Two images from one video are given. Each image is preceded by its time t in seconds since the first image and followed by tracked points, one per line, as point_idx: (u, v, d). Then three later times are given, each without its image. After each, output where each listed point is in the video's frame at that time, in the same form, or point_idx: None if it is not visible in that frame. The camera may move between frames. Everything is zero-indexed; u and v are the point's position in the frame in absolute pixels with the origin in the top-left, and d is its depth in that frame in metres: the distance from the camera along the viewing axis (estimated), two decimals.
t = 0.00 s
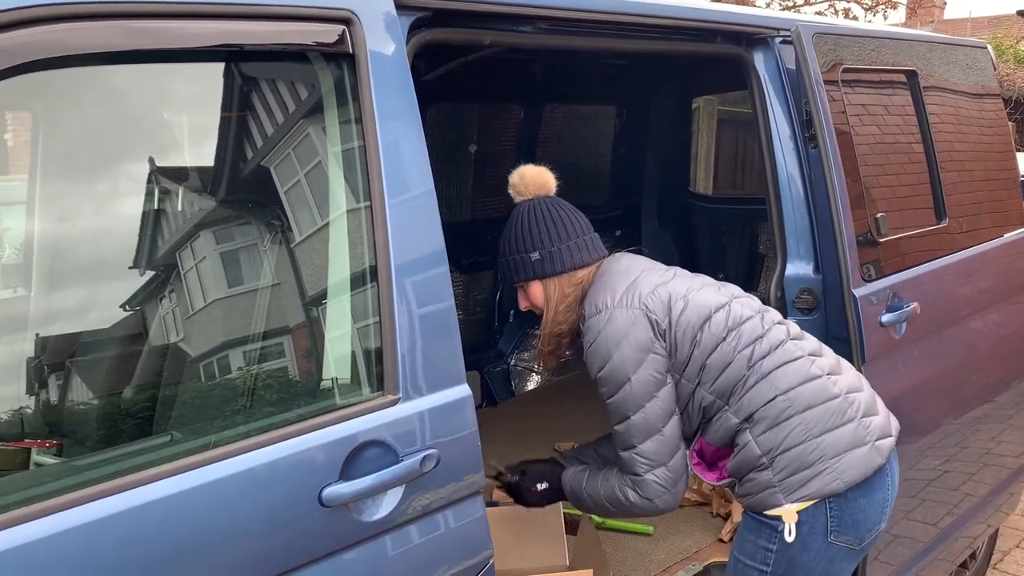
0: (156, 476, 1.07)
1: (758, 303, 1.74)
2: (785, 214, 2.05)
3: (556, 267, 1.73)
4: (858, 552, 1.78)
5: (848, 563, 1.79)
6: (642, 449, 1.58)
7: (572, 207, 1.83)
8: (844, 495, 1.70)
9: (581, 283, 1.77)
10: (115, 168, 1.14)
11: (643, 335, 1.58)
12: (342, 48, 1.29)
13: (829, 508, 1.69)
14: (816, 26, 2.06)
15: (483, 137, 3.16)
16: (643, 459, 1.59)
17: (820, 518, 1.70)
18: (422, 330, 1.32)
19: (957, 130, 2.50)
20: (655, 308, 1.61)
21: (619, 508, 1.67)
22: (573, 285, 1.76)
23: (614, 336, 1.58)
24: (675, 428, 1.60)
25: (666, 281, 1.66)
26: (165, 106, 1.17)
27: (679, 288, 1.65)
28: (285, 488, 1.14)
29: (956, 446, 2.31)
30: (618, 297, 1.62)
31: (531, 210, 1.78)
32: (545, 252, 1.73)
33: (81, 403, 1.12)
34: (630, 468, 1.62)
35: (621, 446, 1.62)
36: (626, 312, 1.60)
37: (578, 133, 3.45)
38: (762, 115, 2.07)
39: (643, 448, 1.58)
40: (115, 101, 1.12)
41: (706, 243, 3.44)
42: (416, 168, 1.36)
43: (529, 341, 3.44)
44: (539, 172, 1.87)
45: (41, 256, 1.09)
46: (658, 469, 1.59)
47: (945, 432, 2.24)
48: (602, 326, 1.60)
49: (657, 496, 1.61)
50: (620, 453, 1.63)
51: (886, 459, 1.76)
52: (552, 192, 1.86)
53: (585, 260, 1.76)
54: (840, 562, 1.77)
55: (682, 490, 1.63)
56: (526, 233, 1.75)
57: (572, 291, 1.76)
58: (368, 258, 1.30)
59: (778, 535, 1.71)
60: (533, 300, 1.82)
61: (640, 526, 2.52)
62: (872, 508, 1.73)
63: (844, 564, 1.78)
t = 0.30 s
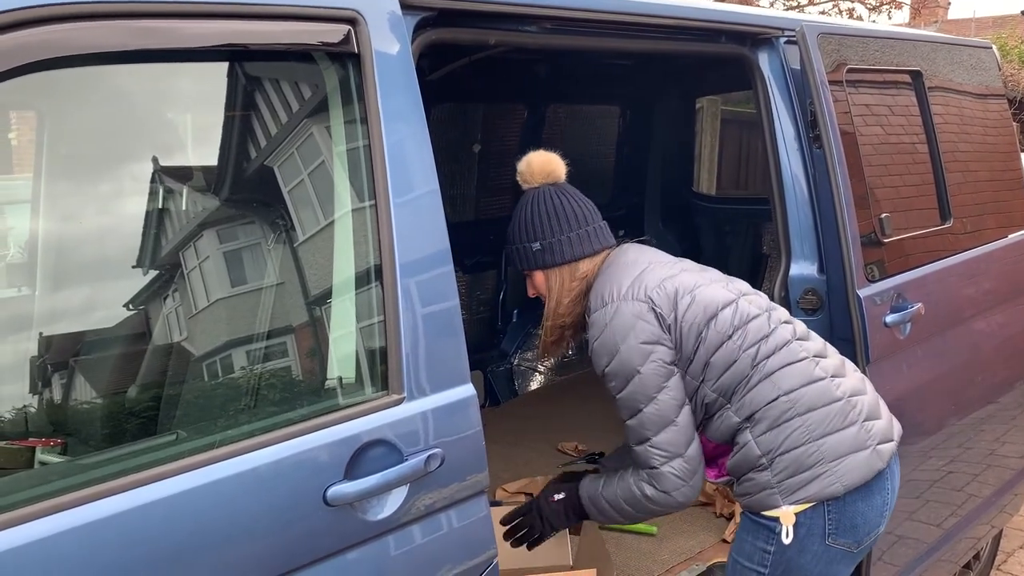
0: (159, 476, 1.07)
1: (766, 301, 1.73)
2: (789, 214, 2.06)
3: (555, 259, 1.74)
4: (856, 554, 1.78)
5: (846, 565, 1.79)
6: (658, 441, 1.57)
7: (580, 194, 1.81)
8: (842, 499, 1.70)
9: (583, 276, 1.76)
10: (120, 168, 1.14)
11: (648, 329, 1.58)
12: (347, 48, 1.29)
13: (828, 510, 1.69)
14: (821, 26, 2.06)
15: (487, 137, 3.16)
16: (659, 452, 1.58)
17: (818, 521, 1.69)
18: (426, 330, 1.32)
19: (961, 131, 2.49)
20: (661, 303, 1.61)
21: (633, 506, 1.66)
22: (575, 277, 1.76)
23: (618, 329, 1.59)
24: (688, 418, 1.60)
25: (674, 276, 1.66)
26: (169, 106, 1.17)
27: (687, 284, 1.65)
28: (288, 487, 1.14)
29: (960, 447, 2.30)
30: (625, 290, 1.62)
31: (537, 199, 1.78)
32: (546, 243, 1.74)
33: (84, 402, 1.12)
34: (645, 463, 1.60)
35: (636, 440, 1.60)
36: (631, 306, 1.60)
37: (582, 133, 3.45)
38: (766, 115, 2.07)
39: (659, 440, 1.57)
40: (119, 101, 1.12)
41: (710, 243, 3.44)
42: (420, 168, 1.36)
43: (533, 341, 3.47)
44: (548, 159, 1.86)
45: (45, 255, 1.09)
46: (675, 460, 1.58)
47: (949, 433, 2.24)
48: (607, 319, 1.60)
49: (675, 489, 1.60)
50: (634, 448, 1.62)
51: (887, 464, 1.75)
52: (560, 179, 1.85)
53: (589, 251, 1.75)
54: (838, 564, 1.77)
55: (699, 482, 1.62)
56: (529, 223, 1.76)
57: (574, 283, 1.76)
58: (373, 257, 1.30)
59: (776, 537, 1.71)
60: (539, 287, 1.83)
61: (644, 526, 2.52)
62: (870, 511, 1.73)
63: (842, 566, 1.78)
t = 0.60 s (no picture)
0: (161, 476, 1.07)
1: (771, 303, 1.73)
2: (791, 215, 2.05)
3: (559, 255, 1.74)
4: (856, 555, 1.77)
5: (845, 566, 1.78)
6: (641, 440, 1.57)
7: (598, 192, 1.79)
8: (843, 500, 1.69)
9: (588, 275, 1.76)
10: (121, 168, 1.14)
11: (646, 328, 1.59)
12: (349, 48, 1.29)
13: (827, 512, 1.68)
14: (822, 27, 2.06)
15: (488, 138, 3.16)
16: (642, 449, 1.57)
17: (817, 522, 1.68)
18: (427, 330, 1.32)
19: (963, 132, 2.49)
20: (661, 303, 1.62)
21: (609, 514, 1.62)
22: (579, 274, 1.76)
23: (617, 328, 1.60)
24: (675, 421, 1.59)
25: (676, 275, 1.66)
26: (171, 107, 1.17)
27: (688, 284, 1.65)
28: (289, 488, 1.14)
29: (961, 448, 2.30)
30: (626, 289, 1.63)
31: (552, 193, 1.77)
32: (552, 239, 1.74)
33: (85, 403, 1.12)
34: (626, 460, 1.60)
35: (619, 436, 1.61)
36: (631, 305, 1.61)
37: (582, 133, 3.45)
38: (768, 115, 2.06)
39: (642, 437, 1.57)
40: (121, 102, 1.12)
41: (710, 243, 3.44)
42: (422, 168, 1.36)
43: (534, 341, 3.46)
44: (570, 152, 1.82)
45: (46, 255, 1.09)
46: (655, 461, 1.57)
47: (950, 434, 2.24)
48: (608, 318, 1.62)
49: (653, 490, 1.58)
50: (617, 445, 1.62)
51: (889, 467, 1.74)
52: (579, 175, 1.81)
53: (595, 251, 1.74)
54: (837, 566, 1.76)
55: (678, 487, 1.60)
56: (540, 217, 1.76)
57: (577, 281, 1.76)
58: (375, 257, 1.30)
59: (774, 538, 1.70)
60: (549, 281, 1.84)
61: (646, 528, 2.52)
62: (868, 513, 1.72)
63: (841, 567, 1.77)
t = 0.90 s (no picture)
0: (161, 479, 1.06)
1: (776, 302, 1.73)
2: (790, 217, 2.05)
3: (575, 247, 1.75)
4: (860, 554, 1.77)
5: (849, 566, 1.77)
6: (610, 427, 1.57)
7: (623, 192, 1.79)
8: (846, 499, 1.68)
9: (600, 271, 1.77)
10: (120, 170, 1.14)
11: (647, 321, 1.60)
12: (348, 49, 1.29)
13: (831, 510, 1.68)
14: (821, 28, 2.06)
15: (488, 139, 3.16)
16: (608, 437, 1.57)
17: (821, 520, 1.68)
18: (427, 332, 1.32)
19: (962, 132, 2.49)
20: (664, 297, 1.62)
21: (567, 507, 1.61)
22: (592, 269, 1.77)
23: (617, 320, 1.60)
24: (649, 418, 1.59)
25: (681, 273, 1.66)
26: (170, 109, 1.17)
27: (691, 280, 1.66)
28: (288, 491, 1.14)
29: (961, 448, 2.30)
30: (628, 282, 1.63)
31: (577, 186, 1.77)
32: (569, 230, 1.75)
33: (84, 405, 1.12)
34: (591, 445, 1.60)
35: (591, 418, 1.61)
36: (633, 298, 1.61)
37: (581, 133, 3.45)
38: (767, 115, 2.06)
39: (610, 424, 1.57)
40: (119, 104, 1.12)
41: (710, 244, 3.44)
42: (421, 169, 1.35)
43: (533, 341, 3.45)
44: (601, 149, 1.82)
45: (45, 257, 1.09)
46: (618, 451, 1.57)
47: (950, 434, 2.24)
48: (608, 310, 1.62)
49: (611, 479, 1.57)
50: (589, 427, 1.61)
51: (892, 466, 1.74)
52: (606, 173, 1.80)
53: (608, 247, 1.74)
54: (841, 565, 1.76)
55: (637, 482, 1.59)
56: (563, 206, 1.77)
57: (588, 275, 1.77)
58: (374, 259, 1.30)
59: (779, 536, 1.70)
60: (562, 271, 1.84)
61: (645, 529, 2.51)
62: (873, 512, 1.72)
63: (845, 567, 1.77)
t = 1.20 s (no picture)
0: (159, 480, 1.06)
1: (765, 301, 1.73)
2: (788, 217, 2.05)
3: (568, 249, 1.74)
4: (856, 548, 1.75)
5: (845, 560, 1.76)
6: (612, 427, 1.57)
7: (619, 195, 1.78)
8: (840, 492, 1.68)
9: (592, 275, 1.77)
10: (117, 171, 1.14)
11: (639, 321, 1.60)
12: (344, 50, 1.29)
13: (825, 504, 1.68)
14: (818, 28, 2.06)
15: (485, 140, 3.16)
16: (610, 437, 1.57)
17: (814, 514, 1.68)
18: (424, 333, 1.32)
19: (959, 132, 2.49)
20: (654, 297, 1.62)
21: (572, 508, 1.62)
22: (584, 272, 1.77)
23: (608, 320, 1.59)
24: (650, 415, 1.59)
25: (671, 272, 1.67)
26: (167, 110, 1.17)
27: (681, 279, 1.66)
28: (286, 492, 1.14)
29: (959, 449, 2.30)
30: (618, 283, 1.63)
31: (574, 187, 1.76)
32: (563, 231, 1.74)
33: (82, 406, 1.12)
34: (595, 447, 1.60)
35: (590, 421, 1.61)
36: (624, 298, 1.61)
37: (578, 134, 3.45)
38: (764, 115, 2.06)
39: (612, 424, 1.57)
40: (117, 105, 1.12)
41: (707, 245, 3.44)
42: (418, 171, 1.35)
43: (531, 342, 3.46)
44: (600, 150, 1.81)
45: (42, 258, 1.08)
46: (623, 451, 1.57)
47: (948, 435, 2.24)
48: (599, 310, 1.62)
49: (616, 478, 1.58)
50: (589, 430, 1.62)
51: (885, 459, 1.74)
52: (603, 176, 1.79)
53: (601, 251, 1.74)
54: (837, 560, 1.75)
55: (642, 480, 1.60)
56: (559, 206, 1.76)
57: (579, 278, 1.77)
58: (370, 260, 1.30)
59: (773, 530, 1.70)
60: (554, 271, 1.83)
61: (643, 530, 2.51)
62: (866, 505, 1.70)
63: (841, 561, 1.76)
